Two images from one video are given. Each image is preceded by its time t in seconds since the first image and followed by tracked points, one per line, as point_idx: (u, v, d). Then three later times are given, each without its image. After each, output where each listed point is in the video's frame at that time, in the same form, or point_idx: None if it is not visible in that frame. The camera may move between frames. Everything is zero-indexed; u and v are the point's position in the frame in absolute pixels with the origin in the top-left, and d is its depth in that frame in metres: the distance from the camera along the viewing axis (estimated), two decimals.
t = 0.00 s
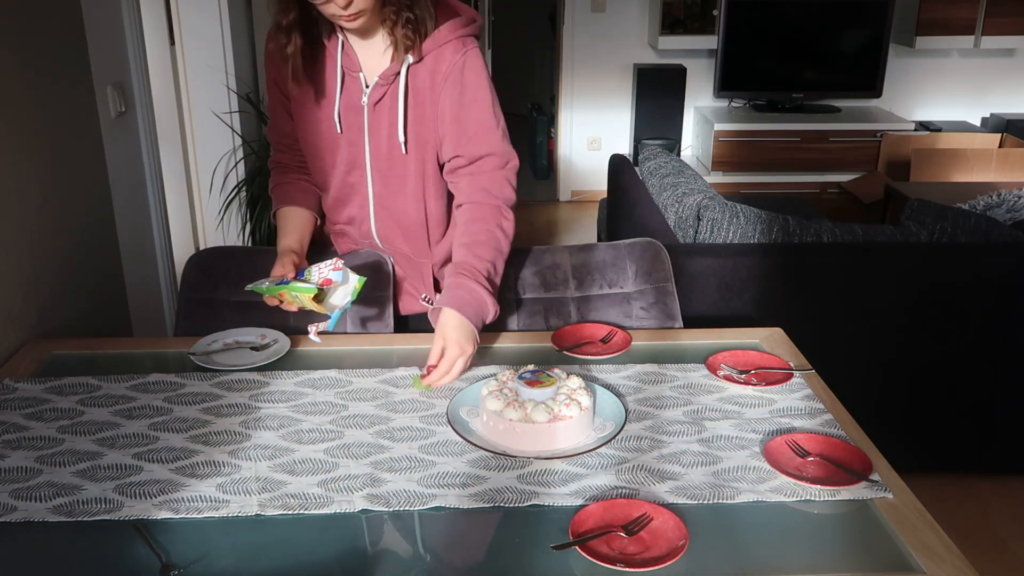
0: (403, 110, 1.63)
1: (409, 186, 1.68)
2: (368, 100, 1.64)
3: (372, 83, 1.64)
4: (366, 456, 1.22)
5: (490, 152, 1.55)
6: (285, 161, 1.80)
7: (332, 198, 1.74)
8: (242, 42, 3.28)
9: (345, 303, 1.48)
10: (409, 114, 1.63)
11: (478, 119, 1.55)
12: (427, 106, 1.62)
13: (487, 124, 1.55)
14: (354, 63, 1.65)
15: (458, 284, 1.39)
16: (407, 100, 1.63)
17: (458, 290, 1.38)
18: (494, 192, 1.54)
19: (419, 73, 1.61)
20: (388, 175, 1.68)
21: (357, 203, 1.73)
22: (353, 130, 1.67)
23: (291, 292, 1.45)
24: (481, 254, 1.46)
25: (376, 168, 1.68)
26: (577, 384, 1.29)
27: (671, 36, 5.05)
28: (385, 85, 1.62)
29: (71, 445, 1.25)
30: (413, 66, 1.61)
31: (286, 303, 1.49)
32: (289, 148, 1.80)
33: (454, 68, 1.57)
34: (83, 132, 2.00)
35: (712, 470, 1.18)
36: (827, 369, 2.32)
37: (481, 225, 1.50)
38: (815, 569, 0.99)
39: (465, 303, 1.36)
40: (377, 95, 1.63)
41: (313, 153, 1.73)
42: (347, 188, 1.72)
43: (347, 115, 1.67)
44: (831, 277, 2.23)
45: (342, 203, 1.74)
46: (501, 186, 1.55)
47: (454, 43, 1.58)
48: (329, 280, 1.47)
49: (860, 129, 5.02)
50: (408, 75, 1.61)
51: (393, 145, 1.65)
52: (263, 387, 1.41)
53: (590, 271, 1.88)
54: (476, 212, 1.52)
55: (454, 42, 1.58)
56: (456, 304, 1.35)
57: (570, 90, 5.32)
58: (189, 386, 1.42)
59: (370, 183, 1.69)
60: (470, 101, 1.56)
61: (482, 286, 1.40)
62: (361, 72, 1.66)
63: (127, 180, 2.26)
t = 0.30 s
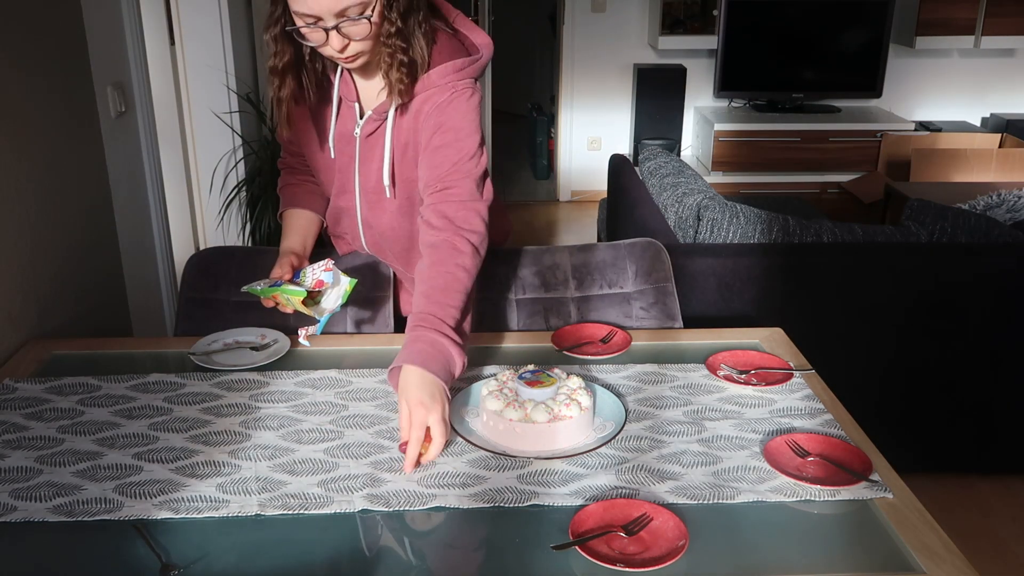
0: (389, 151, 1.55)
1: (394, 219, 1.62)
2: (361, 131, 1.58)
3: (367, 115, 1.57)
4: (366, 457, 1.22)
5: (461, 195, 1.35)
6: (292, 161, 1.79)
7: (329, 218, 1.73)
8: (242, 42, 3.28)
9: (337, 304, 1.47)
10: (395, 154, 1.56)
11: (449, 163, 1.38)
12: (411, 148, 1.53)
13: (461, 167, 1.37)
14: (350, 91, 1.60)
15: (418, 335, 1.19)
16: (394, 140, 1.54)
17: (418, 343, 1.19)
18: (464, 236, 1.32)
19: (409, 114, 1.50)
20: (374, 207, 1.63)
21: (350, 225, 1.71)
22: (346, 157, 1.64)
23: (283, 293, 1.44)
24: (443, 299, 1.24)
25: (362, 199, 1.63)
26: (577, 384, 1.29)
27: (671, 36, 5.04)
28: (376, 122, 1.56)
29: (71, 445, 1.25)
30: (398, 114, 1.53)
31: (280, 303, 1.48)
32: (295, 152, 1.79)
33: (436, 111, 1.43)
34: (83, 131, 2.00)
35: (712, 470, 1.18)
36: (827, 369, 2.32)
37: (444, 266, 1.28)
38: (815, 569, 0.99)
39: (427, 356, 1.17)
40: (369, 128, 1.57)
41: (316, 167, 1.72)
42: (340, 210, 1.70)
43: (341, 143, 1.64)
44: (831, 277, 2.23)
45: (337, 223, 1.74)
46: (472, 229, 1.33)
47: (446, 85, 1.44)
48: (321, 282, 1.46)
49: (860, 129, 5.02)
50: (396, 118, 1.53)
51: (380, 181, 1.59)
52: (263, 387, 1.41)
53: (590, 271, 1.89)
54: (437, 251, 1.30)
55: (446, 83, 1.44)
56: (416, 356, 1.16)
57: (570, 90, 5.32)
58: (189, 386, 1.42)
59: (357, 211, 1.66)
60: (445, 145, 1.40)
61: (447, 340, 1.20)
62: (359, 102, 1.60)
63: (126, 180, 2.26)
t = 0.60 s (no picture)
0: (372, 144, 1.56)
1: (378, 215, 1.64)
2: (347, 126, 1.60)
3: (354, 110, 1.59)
4: (366, 456, 1.22)
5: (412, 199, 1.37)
6: (293, 154, 1.87)
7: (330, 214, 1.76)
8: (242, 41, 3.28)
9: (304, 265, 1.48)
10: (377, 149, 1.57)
11: (410, 164, 1.38)
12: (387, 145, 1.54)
13: (416, 168, 1.38)
14: (338, 86, 1.62)
15: (308, 318, 1.23)
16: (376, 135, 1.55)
17: (301, 324, 1.22)
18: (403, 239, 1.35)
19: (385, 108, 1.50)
20: (364, 203, 1.65)
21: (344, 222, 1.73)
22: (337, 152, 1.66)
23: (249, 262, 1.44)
24: (352, 294, 1.27)
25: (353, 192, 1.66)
26: (577, 384, 1.29)
27: (671, 36, 5.04)
28: (359, 117, 1.57)
29: (71, 445, 1.25)
30: (380, 106, 1.52)
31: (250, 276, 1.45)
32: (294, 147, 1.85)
33: (408, 109, 1.43)
34: (83, 132, 2.00)
35: (712, 470, 1.18)
36: (827, 370, 2.32)
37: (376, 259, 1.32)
38: (815, 569, 0.99)
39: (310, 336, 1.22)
40: (354, 123, 1.58)
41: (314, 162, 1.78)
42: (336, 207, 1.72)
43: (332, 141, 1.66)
44: (831, 277, 2.23)
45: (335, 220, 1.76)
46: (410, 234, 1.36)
47: (421, 83, 1.43)
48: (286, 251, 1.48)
49: (860, 129, 5.02)
50: (377, 113, 1.53)
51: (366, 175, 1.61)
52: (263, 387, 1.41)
53: (590, 271, 1.89)
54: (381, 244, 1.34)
55: (421, 79, 1.43)
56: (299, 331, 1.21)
57: (570, 91, 5.32)
58: (189, 385, 1.42)
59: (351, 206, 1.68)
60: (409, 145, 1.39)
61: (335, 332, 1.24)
62: (347, 97, 1.62)
63: (127, 180, 2.26)
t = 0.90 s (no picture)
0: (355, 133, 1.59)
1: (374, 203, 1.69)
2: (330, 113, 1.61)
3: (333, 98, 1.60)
4: (366, 456, 1.22)
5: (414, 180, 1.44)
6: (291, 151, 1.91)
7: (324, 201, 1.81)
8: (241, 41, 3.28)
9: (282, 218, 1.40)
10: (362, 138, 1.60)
11: (414, 143, 1.44)
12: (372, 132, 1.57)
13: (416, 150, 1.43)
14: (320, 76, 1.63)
15: (328, 224, 1.38)
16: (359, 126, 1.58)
17: (322, 226, 1.38)
18: (428, 209, 1.45)
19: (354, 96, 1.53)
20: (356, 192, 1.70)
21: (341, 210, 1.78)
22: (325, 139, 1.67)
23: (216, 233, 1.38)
24: (374, 240, 1.43)
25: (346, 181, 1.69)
26: (577, 384, 1.29)
27: (671, 36, 5.04)
28: (340, 107, 1.58)
29: (71, 445, 1.25)
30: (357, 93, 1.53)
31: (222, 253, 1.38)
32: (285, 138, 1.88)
33: (387, 96, 1.46)
34: (83, 132, 2.00)
35: (712, 470, 1.18)
36: (827, 370, 2.32)
37: (395, 220, 1.44)
38: (815, 569, 0.99)
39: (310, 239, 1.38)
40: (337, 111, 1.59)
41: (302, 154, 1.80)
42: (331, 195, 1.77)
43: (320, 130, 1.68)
44: (832, 277, 2.23)
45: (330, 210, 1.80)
46: (438, 210, 1.46)
47: (396, 67, 1.46)
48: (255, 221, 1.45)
49: (860, 129, 5.02)
50: (355, 100, 1.54)
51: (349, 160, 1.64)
52: (263, 387, 1.41)
53: (590, 271, 1.88)
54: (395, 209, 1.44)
55: (398, 63, 1.45)
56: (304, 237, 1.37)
57: (570, 91, 5.32)
58: (189, 386, 1.42)
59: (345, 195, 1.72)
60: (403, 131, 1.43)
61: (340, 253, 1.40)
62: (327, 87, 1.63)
63: (126, 180, 2.26)
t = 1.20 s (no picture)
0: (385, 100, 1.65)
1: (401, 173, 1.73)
2: (355, 89, 1.66)
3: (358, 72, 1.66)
4: (366, 457, 1.22)
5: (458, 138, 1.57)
6: (290, 151, 1.87)
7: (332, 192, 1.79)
8: (241, 41, 3.27)
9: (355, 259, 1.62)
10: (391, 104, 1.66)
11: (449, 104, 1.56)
12: (405, 95, 1.65)
13: (459, 107, 1.56)
14: (342, 56, 1.68)
15: (372, 207, 1.55)
16: (389, 93, 1.65)
17: (367, 212, 1.55)
18: (472, 167, 1.57)
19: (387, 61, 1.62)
20: (378, 165, 1.72)
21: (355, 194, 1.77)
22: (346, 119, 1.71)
23: (309, 245, 1.55)
24: (417, 203, 1.57)
25: (368, 154, 1.72)
26: (577, 384, 1.29)
27: (671, 36, 5.05)
28: (367, 79, 1.64)
29: (71, 445, 1.25)
30: (391, 58, 1.63)
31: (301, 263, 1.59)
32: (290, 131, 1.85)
33: (425, 57, 1.58)
34: (83, 132, 2.00)
35: (712, 470, 1.18)
36: (827, 370, 2.32)
37: (440, 184, 1.57)
38: (816, 569, 0.99)
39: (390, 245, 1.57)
40: (364, 85, 1.65)
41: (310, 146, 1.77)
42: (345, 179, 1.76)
43: (341, 108, 1.69)
44: (833, 277, 2.22)
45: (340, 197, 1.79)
46: (484, 164, 1.58)
47: (429, 29, 1.58)
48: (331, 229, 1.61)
49: (860, 129, 5.02)
50: (387, 66, 1.63)
51: (376, 130, 1.69)
52: (263, 387, 1.41)
53: (590, 271, 1.87)
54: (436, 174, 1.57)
55: (430, 26, 1.58)
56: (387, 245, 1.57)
57: (570, 91, 5.33)
58: (189, 386, 1.42)
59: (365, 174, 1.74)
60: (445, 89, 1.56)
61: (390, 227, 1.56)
62: (350, 65, 1.67)
63: (126, 181, 2.26)
